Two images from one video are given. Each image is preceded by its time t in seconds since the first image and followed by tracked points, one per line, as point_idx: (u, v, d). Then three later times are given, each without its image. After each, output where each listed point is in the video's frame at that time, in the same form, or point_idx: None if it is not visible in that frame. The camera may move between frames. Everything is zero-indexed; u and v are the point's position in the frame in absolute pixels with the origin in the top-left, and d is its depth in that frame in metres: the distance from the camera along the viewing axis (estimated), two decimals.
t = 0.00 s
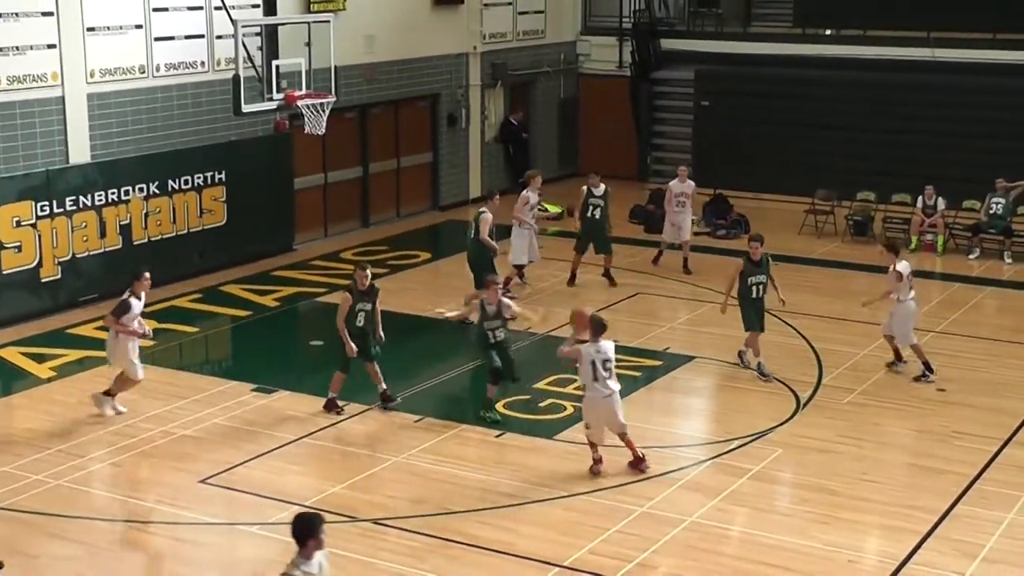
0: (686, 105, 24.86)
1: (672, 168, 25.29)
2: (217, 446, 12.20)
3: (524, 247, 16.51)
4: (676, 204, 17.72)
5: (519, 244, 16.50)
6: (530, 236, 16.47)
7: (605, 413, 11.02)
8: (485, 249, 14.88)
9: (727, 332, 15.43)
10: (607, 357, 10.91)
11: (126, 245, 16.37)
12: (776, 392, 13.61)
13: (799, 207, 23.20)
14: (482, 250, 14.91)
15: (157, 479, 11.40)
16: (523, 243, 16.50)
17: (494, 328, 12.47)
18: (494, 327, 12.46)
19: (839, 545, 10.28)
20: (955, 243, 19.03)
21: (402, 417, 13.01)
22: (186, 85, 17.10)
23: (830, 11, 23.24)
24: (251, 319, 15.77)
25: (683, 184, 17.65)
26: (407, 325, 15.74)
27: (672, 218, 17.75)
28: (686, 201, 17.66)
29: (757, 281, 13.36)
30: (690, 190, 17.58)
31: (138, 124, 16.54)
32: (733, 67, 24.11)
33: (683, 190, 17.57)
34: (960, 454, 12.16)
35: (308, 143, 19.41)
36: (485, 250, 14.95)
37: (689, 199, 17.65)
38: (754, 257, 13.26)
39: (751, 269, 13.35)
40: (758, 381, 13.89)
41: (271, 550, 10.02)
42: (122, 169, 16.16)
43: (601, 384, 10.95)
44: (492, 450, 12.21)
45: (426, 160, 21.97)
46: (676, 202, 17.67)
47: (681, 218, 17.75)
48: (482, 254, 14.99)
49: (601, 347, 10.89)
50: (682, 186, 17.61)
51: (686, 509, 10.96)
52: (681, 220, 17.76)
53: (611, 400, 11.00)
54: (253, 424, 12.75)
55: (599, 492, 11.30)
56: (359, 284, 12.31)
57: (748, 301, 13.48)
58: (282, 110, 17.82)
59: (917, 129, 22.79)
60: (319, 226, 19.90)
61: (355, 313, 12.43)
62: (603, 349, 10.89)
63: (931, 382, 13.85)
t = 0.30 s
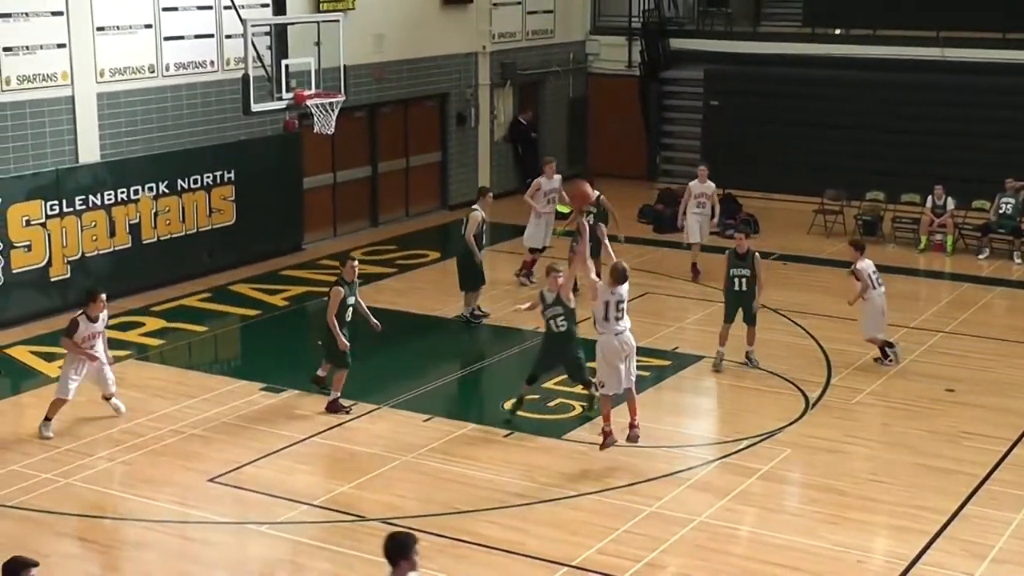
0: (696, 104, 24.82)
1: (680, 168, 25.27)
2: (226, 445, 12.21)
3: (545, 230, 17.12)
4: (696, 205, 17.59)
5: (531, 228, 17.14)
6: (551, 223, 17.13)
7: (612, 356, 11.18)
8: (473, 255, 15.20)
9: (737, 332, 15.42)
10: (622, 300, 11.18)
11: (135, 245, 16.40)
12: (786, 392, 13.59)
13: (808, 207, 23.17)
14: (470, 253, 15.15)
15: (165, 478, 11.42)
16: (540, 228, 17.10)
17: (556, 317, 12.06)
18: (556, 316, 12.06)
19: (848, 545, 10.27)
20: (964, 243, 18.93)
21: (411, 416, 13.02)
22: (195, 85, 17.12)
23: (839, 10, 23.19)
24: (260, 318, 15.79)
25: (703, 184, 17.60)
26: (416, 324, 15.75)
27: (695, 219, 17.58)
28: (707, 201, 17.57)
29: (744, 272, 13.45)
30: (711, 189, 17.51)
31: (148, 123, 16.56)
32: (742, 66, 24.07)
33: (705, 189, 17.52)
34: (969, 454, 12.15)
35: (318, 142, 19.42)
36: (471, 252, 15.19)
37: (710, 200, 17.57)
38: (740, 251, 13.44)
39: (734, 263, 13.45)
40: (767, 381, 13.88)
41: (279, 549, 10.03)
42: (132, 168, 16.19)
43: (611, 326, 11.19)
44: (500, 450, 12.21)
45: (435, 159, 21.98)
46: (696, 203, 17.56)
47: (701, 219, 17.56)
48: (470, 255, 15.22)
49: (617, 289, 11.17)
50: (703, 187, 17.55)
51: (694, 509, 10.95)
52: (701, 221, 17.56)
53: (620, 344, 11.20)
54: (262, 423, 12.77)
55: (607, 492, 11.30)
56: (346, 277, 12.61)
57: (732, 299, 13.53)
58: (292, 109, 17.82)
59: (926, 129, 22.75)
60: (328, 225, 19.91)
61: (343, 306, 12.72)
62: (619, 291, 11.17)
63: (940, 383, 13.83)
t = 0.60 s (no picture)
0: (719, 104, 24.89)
1: (702, 168, 25.24)
2: (247, 444, 12.24)
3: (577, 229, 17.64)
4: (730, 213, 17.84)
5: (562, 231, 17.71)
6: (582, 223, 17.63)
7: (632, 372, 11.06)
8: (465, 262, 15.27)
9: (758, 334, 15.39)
10: (651, 323, 10.92)
11: (157, 244, 16.46)
12: (807, 393, 13.57)
13: (829, 208, 23.12)
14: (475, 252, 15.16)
15: (187, 477, 11.45)
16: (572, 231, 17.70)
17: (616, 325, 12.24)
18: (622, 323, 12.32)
19: (870, 548, 10.24)
20: (987, 245, 18.87)
21: (432, 416, 13.03)
22: (218, 85, 17.17)
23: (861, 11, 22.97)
24: (281, 317, 15.83)
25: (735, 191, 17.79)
26: (437, 324, 15.76)
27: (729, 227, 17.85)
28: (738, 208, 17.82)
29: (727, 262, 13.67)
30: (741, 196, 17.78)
31: (170, 122, 16.62)
32: (765, 67, 24.03)
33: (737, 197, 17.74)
34: (992, 457, 12.09)
35: (340, 142, 19.46)
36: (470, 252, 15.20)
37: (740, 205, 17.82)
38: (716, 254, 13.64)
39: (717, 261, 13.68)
40: (788, 382, 13.86)
41: (300, 548, 10.04)
42: (154, 168, 16.25)
43: (638, 345, 11.02)
44: (521, 450, 12.21)
45: (457, 160, 22.01)
46: (729, 210, 17.88)
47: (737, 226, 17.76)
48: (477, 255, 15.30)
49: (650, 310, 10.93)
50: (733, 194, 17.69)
51: (715, 510, 10.94)
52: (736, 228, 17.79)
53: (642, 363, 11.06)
54: (283, 422, 12.80)
55: (628, 492, 11.30)
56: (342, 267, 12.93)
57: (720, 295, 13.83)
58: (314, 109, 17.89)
59: (948, 130, 22.67)
60: (349, 224, 19.95)
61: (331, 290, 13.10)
62: (650, 314, 10.92)
63: (963, 385, 13.77)
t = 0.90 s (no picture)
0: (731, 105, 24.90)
1: (714, 168, 25.22)
2: (259, 444, 12.26)
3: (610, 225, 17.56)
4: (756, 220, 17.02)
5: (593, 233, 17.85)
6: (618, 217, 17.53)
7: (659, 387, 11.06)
8: (457, 259, 15.40)
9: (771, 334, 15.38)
10: (674, 335, 10.98)
11: (169, 244, 16.49)
12: (819, 394, 13.56)
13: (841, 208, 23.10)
14: (471, 246, 15.37)
15: (199, 476, 11.47)
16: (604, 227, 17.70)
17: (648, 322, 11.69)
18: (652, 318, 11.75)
19: (882, 549, 10.23)
20: (999, 246, 18.85)
21: (444, 416, 13.04)
22: (231, 85, 17.21)
23: (874, 11, 23.13)
24: (292, 317, 15.85)
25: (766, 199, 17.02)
26: (448, 324, 15.77)
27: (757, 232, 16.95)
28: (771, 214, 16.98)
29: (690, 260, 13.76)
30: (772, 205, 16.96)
31: (183, 122, 16.64)
32: (777, 67, 24.01)
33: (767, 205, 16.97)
34: (1005, 458, 12.08)
35: (352, 142, 19.49)
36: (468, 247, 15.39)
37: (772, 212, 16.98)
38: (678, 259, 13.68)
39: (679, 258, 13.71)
40: (799, 383, 13.85)
41: (311, 548, 10.05)
42: (167, 167, 16.28)
43: (663, 360, 11.01)
44: (533, 450, 12.21)
45: (469, 160, 22.03)
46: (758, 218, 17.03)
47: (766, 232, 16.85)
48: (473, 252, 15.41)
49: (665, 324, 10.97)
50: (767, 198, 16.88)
51: (727, 511, 10.93)
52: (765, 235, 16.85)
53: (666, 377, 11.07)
54: (295, 422, 12.81)
55: (639, 493, 11.30)
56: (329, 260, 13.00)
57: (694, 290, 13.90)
58: (326, 109, 17.94)
59: (960, 131, 22.63)
60: (361, 224, 19.96)
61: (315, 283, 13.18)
62: (670, 326, 10.98)
63: (975, 386, 13.75)
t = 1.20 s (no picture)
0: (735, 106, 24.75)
1: (717, 168, 25.22)
2: (263, 443, 12.27)
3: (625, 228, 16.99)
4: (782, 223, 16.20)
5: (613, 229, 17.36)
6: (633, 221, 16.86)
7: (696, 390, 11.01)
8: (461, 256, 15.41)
9: (774, 335, 15.36)
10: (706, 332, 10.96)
11: (172, 243, 16.50)
12: (822, 394, 13.55)
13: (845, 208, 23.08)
14: (471, 245, 15.35)
15: (202, 476, 11.47)
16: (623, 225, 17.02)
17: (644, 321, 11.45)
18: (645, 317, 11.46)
19: (885, 549, 10.22)
20: (1002, 246, 18.84)
21: (446, 416, 13.04)
22: (234, 84, 17.21)
23: (878, 11, 23.08)
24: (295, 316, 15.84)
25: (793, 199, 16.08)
26: (450, 324, 15.77)
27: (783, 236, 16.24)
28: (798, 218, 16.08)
29: (646, 260, 14.02)
30: (801, 206, 15.99)
31: (186, 122, 16.65)
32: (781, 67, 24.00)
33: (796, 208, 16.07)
34: (1008, 458, 12.07)
35: (355, 141, 19.48)
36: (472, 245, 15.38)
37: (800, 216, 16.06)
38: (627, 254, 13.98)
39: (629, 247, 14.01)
40: (801, 383, 13.84)
41: (314, 548, 10.05)
42: (170, 167, 16.29)
43: (698, 359, 10.97)
44: (536, 450, 12.21)
45: (473, 159, 22.03)
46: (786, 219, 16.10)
47: (791, 237, 16.16)
48: (475, 251, 15.40)
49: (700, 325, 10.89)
50: (791, 203, 16.04)
51: (730, 511, 10.92)
52: (790, 240, 16.16)
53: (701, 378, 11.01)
54: (298, 422, 12.81)
55: (642, 493, 11.29)
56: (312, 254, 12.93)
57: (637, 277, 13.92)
58: (329, 108, 17.94)
59: (963, 131, 22.62)
60: (364, 224, 19.96)
61: (299, 280, 13.09)
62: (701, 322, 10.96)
63: (978, 386, 13.74)
